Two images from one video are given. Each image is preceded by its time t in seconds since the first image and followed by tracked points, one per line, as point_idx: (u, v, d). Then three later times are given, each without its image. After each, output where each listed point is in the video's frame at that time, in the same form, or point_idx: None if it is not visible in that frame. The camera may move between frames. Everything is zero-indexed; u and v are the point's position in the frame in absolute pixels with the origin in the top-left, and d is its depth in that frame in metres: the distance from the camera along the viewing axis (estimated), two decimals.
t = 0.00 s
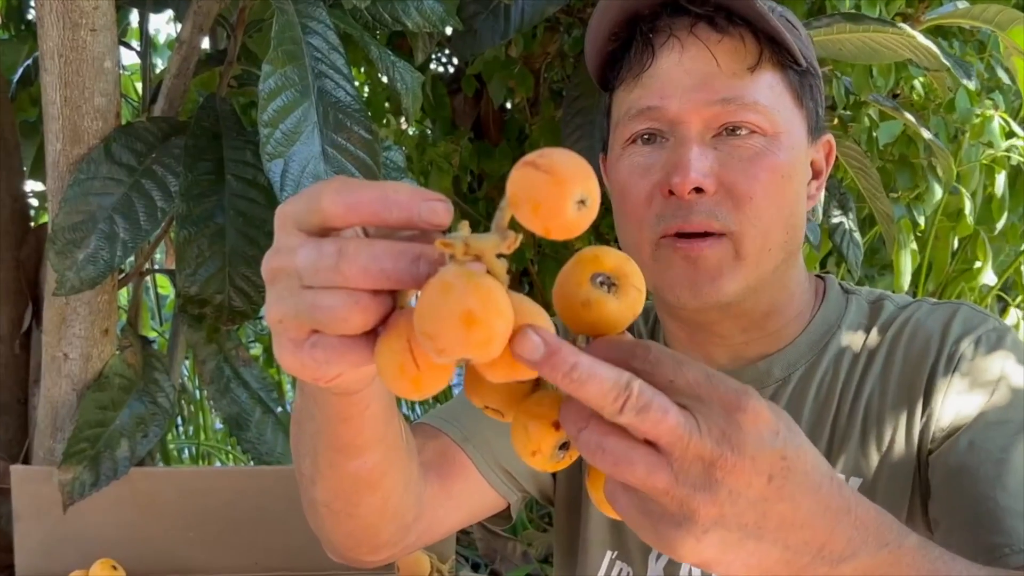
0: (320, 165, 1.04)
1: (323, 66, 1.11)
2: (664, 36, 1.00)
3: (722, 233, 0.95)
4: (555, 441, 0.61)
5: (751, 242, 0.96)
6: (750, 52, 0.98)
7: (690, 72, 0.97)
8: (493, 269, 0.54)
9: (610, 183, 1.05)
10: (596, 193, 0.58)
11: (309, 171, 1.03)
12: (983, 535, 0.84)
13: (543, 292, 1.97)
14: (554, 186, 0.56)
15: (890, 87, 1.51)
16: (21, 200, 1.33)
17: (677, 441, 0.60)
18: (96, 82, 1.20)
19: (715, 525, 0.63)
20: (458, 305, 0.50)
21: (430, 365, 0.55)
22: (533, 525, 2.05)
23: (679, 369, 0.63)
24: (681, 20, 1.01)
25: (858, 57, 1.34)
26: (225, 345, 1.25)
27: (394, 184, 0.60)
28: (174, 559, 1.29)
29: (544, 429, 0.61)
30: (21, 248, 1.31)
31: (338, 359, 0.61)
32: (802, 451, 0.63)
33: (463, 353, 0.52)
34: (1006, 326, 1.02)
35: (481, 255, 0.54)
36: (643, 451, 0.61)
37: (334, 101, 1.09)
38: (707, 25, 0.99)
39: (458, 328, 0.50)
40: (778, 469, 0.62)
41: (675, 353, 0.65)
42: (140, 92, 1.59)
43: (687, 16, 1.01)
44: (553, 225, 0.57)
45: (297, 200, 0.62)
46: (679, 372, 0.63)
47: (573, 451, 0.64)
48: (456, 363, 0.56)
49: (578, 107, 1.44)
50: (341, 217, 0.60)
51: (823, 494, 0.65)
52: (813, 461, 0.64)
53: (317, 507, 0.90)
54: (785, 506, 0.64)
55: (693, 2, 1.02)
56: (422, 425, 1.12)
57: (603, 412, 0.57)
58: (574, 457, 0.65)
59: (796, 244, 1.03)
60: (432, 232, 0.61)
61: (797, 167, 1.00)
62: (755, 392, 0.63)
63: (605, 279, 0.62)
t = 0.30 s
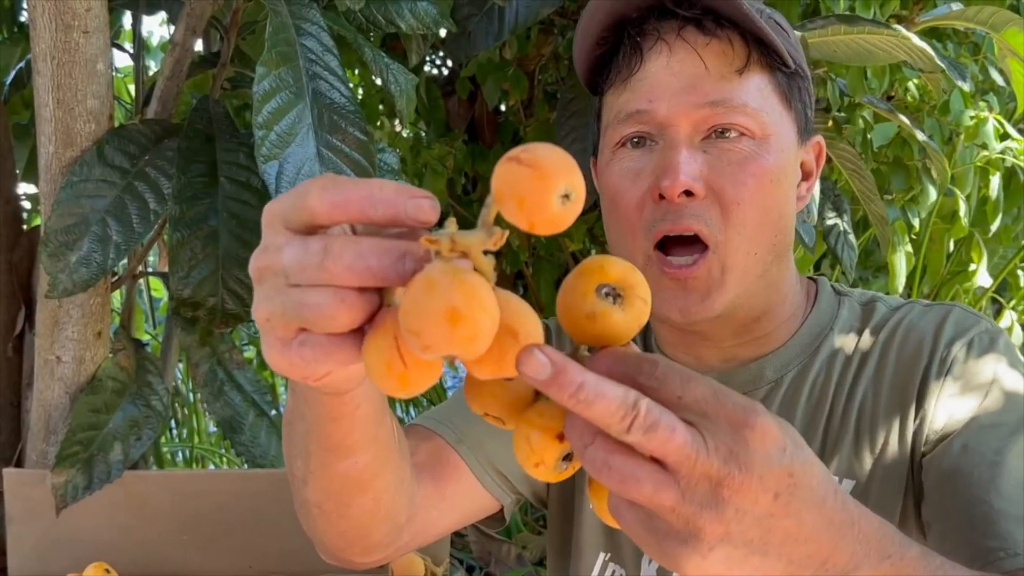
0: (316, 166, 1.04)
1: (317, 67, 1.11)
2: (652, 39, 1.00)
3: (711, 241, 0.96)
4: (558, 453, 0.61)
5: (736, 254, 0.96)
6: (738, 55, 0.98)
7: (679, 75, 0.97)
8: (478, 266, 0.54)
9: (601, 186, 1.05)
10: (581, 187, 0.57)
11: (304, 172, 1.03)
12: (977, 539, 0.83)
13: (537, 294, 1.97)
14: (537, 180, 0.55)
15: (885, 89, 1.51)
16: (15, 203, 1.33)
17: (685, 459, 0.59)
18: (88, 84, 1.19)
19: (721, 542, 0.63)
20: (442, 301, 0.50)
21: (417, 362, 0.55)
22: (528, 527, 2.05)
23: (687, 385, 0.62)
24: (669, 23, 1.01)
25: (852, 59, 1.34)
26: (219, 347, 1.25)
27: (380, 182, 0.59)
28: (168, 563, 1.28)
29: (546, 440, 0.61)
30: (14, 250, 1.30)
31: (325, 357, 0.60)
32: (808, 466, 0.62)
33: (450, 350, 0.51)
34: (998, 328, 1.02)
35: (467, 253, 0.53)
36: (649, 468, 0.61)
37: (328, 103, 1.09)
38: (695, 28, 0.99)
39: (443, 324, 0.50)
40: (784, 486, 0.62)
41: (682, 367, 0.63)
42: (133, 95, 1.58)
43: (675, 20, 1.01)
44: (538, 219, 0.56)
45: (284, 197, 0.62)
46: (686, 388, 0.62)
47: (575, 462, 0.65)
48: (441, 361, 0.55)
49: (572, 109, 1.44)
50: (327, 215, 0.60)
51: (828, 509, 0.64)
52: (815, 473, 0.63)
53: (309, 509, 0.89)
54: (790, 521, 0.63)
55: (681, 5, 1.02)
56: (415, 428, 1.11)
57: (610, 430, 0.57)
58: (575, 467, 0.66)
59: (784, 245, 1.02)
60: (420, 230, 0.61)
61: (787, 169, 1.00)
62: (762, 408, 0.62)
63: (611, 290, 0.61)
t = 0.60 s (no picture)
0: (315, 167, 1.04)
1: (316, 68, 1.11)
2: (648, 42, 1.00)
3: (711, 239, 0.95)
4: (581, 480, 0.61)
5: (740, 248, 0.96)
6: (734, 56, 0.98)
7: (675, 78, 0.97)
8: (477, 259, 0.54)
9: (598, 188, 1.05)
10: (580, 180, 0.57)
11: (304, 173, 1.03)
12: (983, 548, 0.83)
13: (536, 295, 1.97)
14: (537, 174, 0.55)
15: (884, 90, 1.51)
16: (14, 205, 1.33)
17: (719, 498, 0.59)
18: (87, 85, 1.19)
19: None
20: (441, 294, 0.50)
21: (415, 355, 0.55)
22: (527, 528, 2.06)
23: (717, 421, 0.61)
24: (665, 26, 1.01)
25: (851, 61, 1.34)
26: (219, 349, 1.24)
27: (378, 177, 0.59)
28: (167, 564, 1.28)
29: (570, 469, 0.60)
30: (13, 252, 1.30)
31: (323, 352, 0.60)
32: (839, 498, 0.63)
33: (451, 343, 0.51)
34: (999, 330, 1.02)
35: (466, 246, 0.54)
36: (683, 508, 0.59)
37: (328, 104, 1.09)
38: (691, 30, 0.99)
39: (442, 317, 0.50)
40: (814, 519, 0.62)
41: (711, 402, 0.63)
42: (131, 96, 1.59)
43: (670, 22, 1.01)
44: (537, 212, 0.56)
45: (283, 195, 0.62)
46: (717, 424, 0.61)
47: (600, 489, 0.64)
48: (439, 354, 0.55)
49: (571, 110, 1.44)
50: (326, 211, 0.60)
51: (855, 541, 0.65)
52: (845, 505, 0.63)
53: (308, 510, 0.89)
54: (819, 554, 0.63)
55: (677, 8, 1.02)
56: (414, 430, 1.12)
57: (642, 470, 0.56)
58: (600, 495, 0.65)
59: (786, 246, 1.03)
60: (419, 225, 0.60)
61: (784, 169, 1.00)
62: (792, 442, 0.62)
63: (638, 319, 0.61)
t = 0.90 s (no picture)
0: (316, 166, 1.04)
1: (318, 68, 1.11)
2: (648, 42, 1.00)
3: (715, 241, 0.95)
4: (616, 532, 0.62)
5: (742, 249, 0.96)
6: (735, 56, 0.98)
7: (677, 77, 0.97)
8: (483, 264, 0.54)
9: (599, 190, 1.04)
10: (585, 182, 0.57)
11: (306, 173, 1.03)
12: (993, 555, 0.83)
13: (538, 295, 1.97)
14: (539, 177, 0.55)
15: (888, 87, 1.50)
16: (17, 205, 1.33)
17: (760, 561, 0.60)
18: (90, 85, 1.19)
19: None
20: (446, 299, 0.50)
21: (422, 361, 0.55)
22: (530, 528, 2.06)
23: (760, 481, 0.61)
24: (665, 26, 1.00)
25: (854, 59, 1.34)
26: (222, 348, 1.24)
27: (382, 181, 0.59)
28: (171, 565, 1.28)
29: (604, 521, 0.61)
30: (16, 252, 1.30)
31: (329, 359, 0.59)
32: (877, 550, 0.63)
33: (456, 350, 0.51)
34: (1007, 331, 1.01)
35: (471, 250, 0.53)
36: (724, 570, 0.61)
37: (330, 104, 1.09)
38: (691, 30, 0.99)
39: (447, 322, 0.50)
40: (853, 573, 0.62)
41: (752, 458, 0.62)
42: (134, 96, 1.58)
43: (670, 22, 1.01)
44: (542, 216, 0.56)
45: (283, 200, 0.61)
46: (758, 484, 0.61)
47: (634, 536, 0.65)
48: (445, 359, 0.55)
49: (574, 109, 1.43)
50: (330, 215, 0.59)
51: None
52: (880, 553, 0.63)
53: (313, 512, 0.89)
54: None
55: (676, 7, 1.02)
56: (418, 430, 1.11)
57: (683, 538, 0.58)
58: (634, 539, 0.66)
59: (788, 243, 1.02)
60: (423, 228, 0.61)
61: (786, 168, 1.00)
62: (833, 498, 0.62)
63: (674, 371, 0.61)
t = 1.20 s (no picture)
0: (321, 166, 1.04)
1: (322, 68, 1.11)
2: (652, 44, 1.00)
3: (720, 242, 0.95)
4: (618, 502, 0.62)
5: (750, 249, 0.96)
6: (739, 57, 0.98)
7: (681, 79, 0.97)
8: (500, 268, 0.53)
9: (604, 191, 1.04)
10: (604, 185, 0.57)
11: (310, 173, 1.03)
12: (997, 553, 0.83)
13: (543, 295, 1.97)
14: (561, 180, 0.55)
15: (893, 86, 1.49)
16: (20, 206, 1.33)
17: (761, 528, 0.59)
18: (94, 86, 1.19)
19: None
20: (468, 304, 0.50)
21: (440, 365, 0.55)
22: (534, 528, 2.06)
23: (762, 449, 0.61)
24: (669, 28, 1.00)
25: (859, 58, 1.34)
26: (226, 349, 1.25)
27: (399, 184, 0.59)
28: (176, 565, 1.29)
29: (607, 489, 0.61)
30: (21, 253, 1.30)
31: (345, 364, 0.60)
32: (879, 526, 0.62)
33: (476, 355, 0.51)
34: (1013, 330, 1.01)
35: (490, 254, 0.53)
36: (723, 537, 0.60)
37: (334, 104, 1.09)
38: (695, 31, 0.99)
39: (468, 328, 0.50)
40: (853, 547, 0.62)
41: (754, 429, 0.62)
42: (138, 97, 1.58)
43: (674, 23, 1.01)
44: (560, 220, 0.56)
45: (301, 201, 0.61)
46: (760, 453, 0.61)
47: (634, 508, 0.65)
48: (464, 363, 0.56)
49: (578, 108, 1.43)
50: (347, 219, 0.59)
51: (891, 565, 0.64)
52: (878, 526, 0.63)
53: (322, 515, 0.89)
54: None
55: (680, 9, 1.02)
56: (424, 432, 1.11)
57: (682, 501, 0.57)
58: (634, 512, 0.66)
59: (794, 245, 1.02)
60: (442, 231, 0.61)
61: (792, 169, 0.99)
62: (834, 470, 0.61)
63: (680, 342, 0.60)
